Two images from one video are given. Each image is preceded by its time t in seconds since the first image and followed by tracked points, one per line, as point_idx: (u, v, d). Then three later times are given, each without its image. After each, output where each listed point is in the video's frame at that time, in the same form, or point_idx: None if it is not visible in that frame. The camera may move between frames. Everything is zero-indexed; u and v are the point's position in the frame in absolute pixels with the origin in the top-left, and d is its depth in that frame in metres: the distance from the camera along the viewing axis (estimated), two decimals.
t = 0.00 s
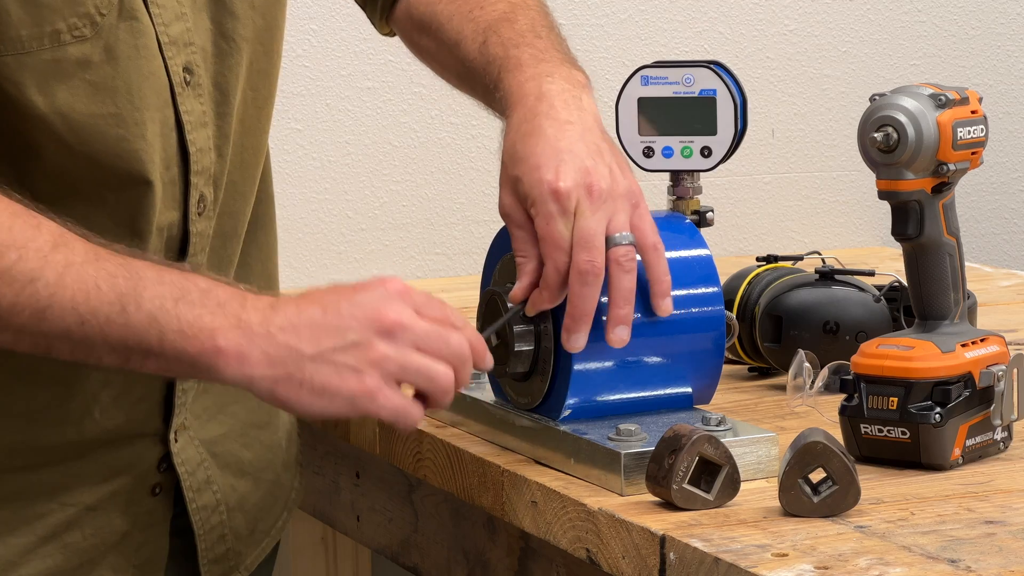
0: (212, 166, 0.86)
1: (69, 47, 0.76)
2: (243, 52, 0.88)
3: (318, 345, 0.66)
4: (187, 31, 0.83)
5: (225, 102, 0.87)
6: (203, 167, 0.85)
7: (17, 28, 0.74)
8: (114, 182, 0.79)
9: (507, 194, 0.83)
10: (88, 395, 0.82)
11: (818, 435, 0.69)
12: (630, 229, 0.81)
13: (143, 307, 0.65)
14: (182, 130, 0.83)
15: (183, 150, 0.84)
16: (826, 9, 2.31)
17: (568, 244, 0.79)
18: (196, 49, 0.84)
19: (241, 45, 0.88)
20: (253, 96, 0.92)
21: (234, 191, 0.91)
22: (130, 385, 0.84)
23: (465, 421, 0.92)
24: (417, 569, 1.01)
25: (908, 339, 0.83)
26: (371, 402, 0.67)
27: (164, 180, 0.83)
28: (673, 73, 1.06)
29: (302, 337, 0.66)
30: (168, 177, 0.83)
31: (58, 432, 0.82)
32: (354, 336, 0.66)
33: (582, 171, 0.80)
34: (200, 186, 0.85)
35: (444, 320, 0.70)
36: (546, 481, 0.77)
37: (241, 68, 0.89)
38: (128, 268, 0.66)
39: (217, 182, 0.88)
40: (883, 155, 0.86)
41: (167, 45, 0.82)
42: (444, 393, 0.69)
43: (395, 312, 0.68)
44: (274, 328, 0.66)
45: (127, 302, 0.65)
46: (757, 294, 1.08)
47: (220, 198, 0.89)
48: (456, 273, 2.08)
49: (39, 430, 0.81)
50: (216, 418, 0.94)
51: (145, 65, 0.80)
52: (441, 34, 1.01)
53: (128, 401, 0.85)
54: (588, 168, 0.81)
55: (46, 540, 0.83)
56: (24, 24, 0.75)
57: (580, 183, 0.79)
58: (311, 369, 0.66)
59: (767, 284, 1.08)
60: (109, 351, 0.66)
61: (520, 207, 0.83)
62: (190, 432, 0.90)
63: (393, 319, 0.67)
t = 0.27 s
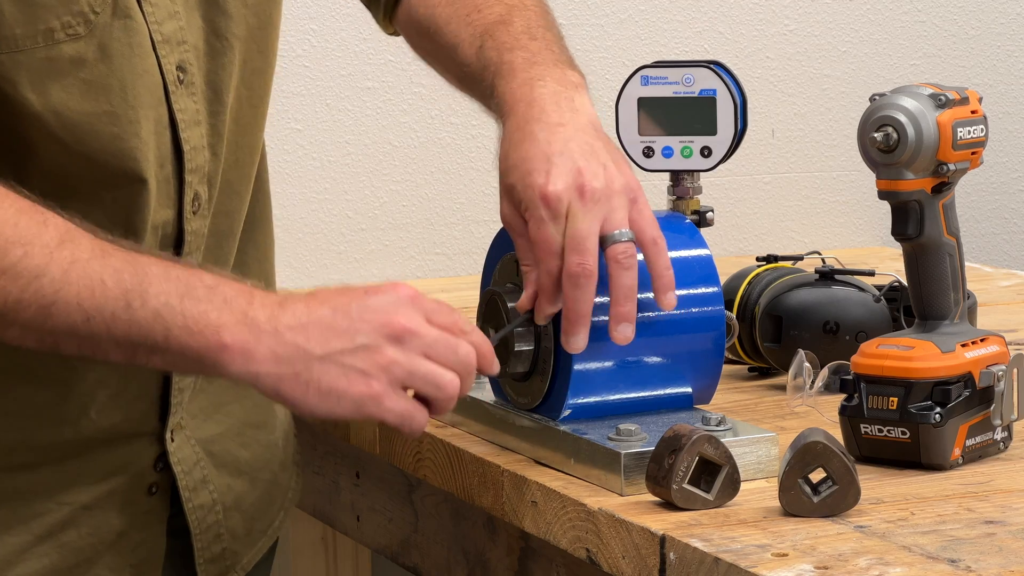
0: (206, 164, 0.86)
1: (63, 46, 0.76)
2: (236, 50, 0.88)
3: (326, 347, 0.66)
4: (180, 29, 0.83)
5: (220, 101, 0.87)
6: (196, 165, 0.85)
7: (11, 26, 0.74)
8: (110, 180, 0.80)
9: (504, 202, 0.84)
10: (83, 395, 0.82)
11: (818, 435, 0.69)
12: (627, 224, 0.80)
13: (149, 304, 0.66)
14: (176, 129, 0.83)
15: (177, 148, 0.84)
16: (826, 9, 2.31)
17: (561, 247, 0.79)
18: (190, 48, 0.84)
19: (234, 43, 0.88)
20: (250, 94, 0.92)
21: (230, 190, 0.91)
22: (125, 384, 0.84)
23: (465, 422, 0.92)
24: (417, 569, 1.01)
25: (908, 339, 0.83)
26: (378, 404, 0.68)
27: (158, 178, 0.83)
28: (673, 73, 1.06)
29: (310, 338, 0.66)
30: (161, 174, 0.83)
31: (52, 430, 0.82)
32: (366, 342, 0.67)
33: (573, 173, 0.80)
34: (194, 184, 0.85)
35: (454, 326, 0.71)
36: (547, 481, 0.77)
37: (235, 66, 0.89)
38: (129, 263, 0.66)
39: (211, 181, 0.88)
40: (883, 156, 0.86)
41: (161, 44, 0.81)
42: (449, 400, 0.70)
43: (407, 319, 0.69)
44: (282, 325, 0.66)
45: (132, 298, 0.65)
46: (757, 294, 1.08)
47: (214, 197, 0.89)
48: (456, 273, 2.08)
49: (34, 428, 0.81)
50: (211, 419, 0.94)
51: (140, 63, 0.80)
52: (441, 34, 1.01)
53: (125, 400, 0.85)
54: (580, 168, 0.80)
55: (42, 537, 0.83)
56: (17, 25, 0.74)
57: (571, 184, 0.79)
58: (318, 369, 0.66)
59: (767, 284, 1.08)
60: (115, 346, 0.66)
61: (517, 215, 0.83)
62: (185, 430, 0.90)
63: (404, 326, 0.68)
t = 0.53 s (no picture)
0: (192, 157, 0.86)
1: (43, 35, 0.76)
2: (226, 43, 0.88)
3: (271, 282, 0.67)
4: (166, 21, 0.84)
5: (207, 95, 0.87)
6: (181, 158, 0.84)
7: None
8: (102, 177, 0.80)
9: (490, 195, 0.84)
10: (71, 387, 0.82)
11: (818, 435, 0.69)
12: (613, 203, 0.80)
13: (99, 250, 0.66)
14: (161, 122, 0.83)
15: (162, 141, 0.84)
16: (826, 9, 2.31)
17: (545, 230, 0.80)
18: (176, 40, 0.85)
19: (224, 36, 0.88)
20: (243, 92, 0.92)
21: (220, 184, 0.92)
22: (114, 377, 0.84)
23: (465, 421, 0.92)
24: (417, 570, 1.01)
25: (908, 339, 0.83)
26: (320, 331, 0.69)
27: (144, 171, 0.82)
28: (673, 73, 1.06)
29: (253, 275, 0.67)
30: (147, 167, 0.83)
31: (41, 424, 0.81)
32: (294, 239, 0.68)
33: (556, 159, 0.80)
34: (179, 177, 0.85)
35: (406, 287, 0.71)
36: (547, 481, 0.77)
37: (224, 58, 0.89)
38: (85, 204, 0.67)
39: (199, 177, 0.88)
40: (883, 156, 0.86)
41: (145, 34, 0.82)
42: (401, 307, 0.71)
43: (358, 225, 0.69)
44: (229, 264, 0.67)
45: (85, 250, 0.66)
46: (757, 294, 1.08)
47: (203, 191, 0.89)
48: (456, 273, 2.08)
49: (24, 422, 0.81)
50: (207, 415, 0.93)
51: (122, 55, 0.80)
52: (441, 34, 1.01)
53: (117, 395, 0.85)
54: (562, 152, 0.80)
55: (32, 533, 0.83)
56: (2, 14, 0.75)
57: (554, 169, 0.79)
58: (259, 303, 0.68)
59: (767, 284, 1.08)
60: (74, 291, 0.68)
61: (502, 205, 0.83)
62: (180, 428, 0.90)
63: (318, 228, 0.68)
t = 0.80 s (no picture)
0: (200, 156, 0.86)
1: (66, 28, 0.76)
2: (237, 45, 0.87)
3: (366, 165, 0.69)
4: (180, 20, 0.83)
5: (217, 93, 0.87)
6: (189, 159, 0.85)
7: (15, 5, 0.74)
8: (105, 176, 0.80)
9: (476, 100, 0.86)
10: (75, 387, 0.82)
11: (818, 435, 0.69)
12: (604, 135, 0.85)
13: (186, 159, 0.67)
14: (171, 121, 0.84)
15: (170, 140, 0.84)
16: (826, 9, 2.31)
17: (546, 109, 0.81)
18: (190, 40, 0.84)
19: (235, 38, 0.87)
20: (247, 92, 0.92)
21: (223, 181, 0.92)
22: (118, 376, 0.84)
23: (464, 421, 0.92)
24: (417, 569, 1.01)
25: (908, 339, 0.83)
26: (417, 207, 0.71)
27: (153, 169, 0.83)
28: (673, 73, 1.06)
29: (343, 157, 0.68)
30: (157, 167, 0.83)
31: (45, 423, 0.81)
32: (391, 135, 0.69)
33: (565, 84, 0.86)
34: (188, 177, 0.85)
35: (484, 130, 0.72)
36: (547, 481, 0.77)
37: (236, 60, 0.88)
38: (157, 130, 0.68)
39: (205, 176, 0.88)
40: (883, 156, 0.86)
41: (157, 32, 0.82)
42: (484, 173, 0.73)
43: (436, 124, 0.70)
44: (318, 153, 0.68)
45: (171, 161, 0.67)
46: (757, 294, 1.08)
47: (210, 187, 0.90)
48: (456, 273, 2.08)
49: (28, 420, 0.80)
50: (212, 415, 0.93)
51: (133, 53, 0.80)
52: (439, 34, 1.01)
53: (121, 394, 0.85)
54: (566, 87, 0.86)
55: (36, 533, 0.82)
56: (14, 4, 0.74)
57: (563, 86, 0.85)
58: (354, 194, 0.69)
59: (767, 284, 1.08)
60: (166, 214, 0.68)
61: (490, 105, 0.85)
62: (183, 428, 0.90)
63: (431, 132, 0.70)
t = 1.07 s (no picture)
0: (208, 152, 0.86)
1: (91, 23, 0.76)
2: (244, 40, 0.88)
3: (424, 159, 0.70)
4: (191, 15, 0.83)
5: (223, 89, 0.87)
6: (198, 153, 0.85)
7: None
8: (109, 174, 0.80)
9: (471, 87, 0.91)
10: (81, 380, 0.82)
11: (818, 435, 0.69)
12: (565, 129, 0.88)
13: (259, 161, 0.68)
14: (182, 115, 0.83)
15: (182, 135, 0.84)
16: (826, 9, 2.31)
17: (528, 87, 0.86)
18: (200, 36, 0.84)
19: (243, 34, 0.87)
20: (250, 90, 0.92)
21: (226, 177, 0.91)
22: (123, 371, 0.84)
23: (464, 421, 0.92)
24: (417, 569, 1.01)
25: (908, 339, 0.83)
26: (477, 199, 0.72)
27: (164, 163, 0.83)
28: (672, 73, 1.05)
29: (405, 150, 0.70)
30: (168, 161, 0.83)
31: (52, 418, 0.81)
32: (451, 126, 0.70)
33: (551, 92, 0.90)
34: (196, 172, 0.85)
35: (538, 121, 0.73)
36: (547, 481, 0.77)
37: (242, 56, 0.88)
38: (229, 131, 0.69)
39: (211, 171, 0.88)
40: (883, 156, 0.86)
41: (171, 28, 0.82)
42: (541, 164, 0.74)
43: (494, 113, 0.71)
44: (380, 149, 0.69)
45: (243, 159, 0.68)
46: (757, 294, 1.08)
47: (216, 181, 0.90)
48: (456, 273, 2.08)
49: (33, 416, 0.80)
50: (213, 411, 0.93)
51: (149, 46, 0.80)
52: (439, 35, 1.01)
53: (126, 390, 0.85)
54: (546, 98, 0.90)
55: (43, 530, 0.82)
56: None
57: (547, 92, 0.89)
58: (415, 185, 0.70)
59: (767, 284, 1.08)
60: (235, 210, 0.69)
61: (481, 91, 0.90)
62: (185, 422, 0.89)
63: (488, 123, 0.71)
